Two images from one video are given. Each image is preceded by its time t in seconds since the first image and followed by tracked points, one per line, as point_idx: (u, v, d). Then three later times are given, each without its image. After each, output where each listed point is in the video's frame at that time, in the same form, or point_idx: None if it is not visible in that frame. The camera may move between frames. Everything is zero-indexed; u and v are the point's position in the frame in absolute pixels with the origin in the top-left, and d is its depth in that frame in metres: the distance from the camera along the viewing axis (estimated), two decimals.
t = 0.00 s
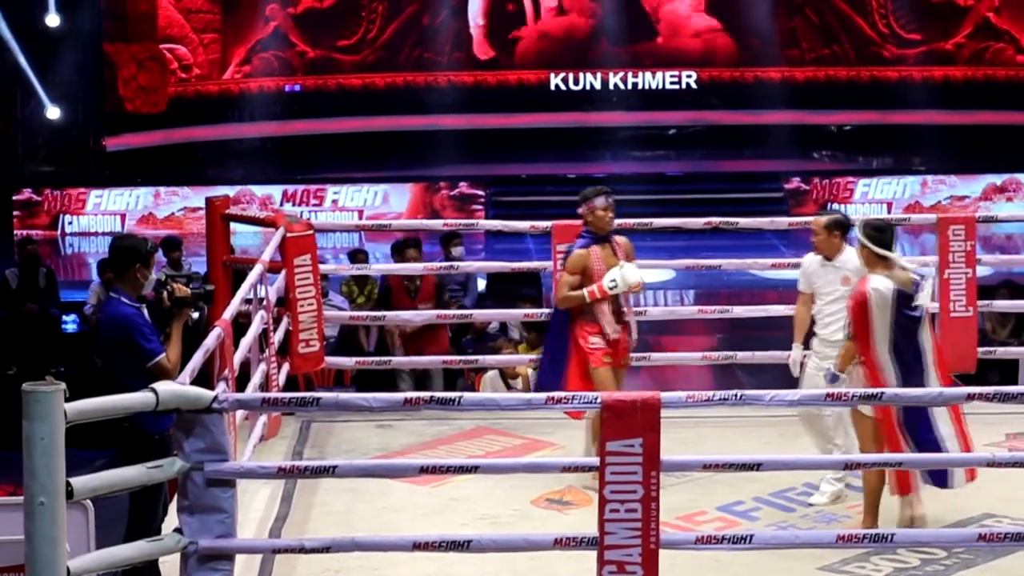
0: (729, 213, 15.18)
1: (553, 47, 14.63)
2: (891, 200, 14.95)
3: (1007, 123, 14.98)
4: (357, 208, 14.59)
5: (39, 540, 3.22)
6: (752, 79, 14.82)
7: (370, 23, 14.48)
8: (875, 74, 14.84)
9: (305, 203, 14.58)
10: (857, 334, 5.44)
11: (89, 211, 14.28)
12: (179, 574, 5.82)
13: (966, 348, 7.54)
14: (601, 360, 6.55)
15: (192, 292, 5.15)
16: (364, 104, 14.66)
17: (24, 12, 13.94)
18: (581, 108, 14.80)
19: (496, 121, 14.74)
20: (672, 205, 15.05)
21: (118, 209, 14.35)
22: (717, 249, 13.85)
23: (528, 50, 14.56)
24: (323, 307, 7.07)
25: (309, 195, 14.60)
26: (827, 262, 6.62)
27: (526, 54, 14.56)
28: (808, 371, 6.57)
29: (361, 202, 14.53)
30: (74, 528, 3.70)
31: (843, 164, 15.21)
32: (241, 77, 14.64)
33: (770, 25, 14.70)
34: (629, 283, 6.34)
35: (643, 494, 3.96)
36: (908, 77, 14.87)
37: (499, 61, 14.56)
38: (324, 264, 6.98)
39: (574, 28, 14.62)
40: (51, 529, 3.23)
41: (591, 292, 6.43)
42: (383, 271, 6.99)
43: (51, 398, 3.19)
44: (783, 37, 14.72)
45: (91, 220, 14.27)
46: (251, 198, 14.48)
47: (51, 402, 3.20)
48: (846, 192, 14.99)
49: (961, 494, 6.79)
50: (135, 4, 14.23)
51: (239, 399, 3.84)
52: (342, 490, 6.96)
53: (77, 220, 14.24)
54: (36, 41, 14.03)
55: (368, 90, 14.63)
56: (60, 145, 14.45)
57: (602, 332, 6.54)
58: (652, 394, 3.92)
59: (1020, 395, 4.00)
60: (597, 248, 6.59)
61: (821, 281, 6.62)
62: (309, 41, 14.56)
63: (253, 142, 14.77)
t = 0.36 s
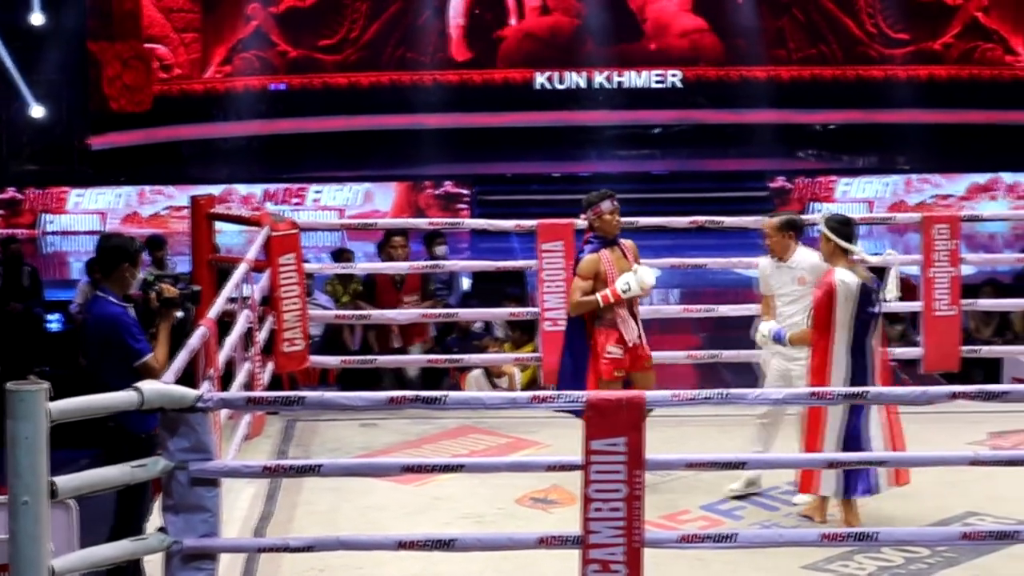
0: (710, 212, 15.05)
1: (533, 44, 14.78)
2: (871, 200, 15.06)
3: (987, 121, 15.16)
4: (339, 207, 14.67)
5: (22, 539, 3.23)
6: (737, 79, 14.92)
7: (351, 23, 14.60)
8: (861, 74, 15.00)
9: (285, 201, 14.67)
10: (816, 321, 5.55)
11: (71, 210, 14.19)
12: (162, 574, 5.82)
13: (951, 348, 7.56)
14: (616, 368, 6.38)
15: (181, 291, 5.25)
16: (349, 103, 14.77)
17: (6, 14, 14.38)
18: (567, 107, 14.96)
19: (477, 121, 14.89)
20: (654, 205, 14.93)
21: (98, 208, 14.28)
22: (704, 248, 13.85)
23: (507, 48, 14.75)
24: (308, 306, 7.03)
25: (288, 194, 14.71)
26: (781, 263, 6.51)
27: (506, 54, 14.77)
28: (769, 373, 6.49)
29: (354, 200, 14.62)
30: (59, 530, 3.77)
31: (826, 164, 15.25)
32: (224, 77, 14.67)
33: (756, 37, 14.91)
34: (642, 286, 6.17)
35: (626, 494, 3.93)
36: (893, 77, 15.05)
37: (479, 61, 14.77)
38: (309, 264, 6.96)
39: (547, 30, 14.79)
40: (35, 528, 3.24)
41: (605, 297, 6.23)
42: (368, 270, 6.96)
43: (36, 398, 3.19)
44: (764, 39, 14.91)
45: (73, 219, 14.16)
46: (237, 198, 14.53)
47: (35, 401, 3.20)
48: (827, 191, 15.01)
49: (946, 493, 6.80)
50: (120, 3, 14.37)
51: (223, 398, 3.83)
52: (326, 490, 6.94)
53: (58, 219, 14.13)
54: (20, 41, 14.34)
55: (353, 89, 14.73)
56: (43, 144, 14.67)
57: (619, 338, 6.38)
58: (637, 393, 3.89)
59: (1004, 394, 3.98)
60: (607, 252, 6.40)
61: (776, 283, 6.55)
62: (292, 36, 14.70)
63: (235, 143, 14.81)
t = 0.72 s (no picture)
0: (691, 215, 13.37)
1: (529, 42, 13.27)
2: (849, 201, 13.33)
3: (972, 123, 13.53)
4: (313, 209, 13.01)
5: (5, 540, 3.17)
6: (719, 79, 13.39)
7: (331, 24, 13.08)
8: (844, 75, 13.44)
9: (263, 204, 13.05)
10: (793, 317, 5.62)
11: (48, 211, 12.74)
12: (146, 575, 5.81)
13: (932, 349, 7.57)
14: (613, 372, 6.59)
15: (163, 294, 5.34)
16: (332, 104, 13.20)
17: None
18: (548, 109, 13.31)
19: (466, 123, 13.27)
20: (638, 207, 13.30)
21: (76, 210, 12.79)
22: (692, 248, 13.82)
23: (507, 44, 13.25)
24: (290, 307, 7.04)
25: (267, 196, 13.06)
26: (728, 265, 6.60)
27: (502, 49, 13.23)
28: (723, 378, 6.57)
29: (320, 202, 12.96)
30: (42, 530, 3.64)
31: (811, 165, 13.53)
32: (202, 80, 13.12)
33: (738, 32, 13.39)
34: (649, 279, 6.47)
35: (610, 494, 3.97)
36: (875, 77, 13.46)
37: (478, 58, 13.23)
38: (292, 265, 6.96)
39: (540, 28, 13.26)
40: (18, 530, 3.19)
41: (613, 294, 6.45)
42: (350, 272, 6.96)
43: (18, 400, 3.18)
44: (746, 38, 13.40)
45: (52, 220, 12.73)
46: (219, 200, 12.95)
47: (17, 403, 3.18)
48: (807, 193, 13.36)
49: (929, 492, 6.83)
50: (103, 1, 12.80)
51: (206, 399, 3.86)
52: (309, 491, 6.94)
53: (36, 220, 12.71)
54: None
55: (335, 90, 13.17)
56: (23, 146, 12.34)
57: (615, 343, 6.59)
58: (620, 394, 3.96)
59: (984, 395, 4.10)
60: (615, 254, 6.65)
61: (725, 284, 6.62)
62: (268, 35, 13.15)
63: (214, 145, 13.16)
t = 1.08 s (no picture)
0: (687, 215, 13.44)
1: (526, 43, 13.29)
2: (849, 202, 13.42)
3: (967, 124, 13.66)
4: (315, 210, 13.13)
5: None
6: (714, 79, 13.40)
7: (324, 27, 13.14)
8: (838, 75, 13.50)
9: (263, 204, 13.17)
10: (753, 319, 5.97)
11: (48, 212, 12.87)
12: None
13: (930, 350, 7.57)
14: (633, 372, 6.64)
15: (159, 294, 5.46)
16: (327, 105, 13.29)
17: None
18: (544, 110, 13.38)
19: (460, 124, 13.36)
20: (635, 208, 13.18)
21: (75, 211, 12.93)
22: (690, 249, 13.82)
23: (505, 45, 13.27)
24: (285, 308, 7.03)
25: (266, 198, 13.18)
26: (709, 268, 6.67)
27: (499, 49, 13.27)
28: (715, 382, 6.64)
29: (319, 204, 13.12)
30: (38, 532, 3.69)
31: (806, 165, 13.68)
32: (198, 81, 13.21)
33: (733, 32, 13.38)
34: (667, 280, 6.45)
35: (607, 496, 3.97)
36: (871, 77, 13.53)
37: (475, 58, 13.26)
38: (288, 265, 6.97)
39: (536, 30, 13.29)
40: (12, 533, 3.19)
41: (630, 296, 6.52)
42: (345, 272, 6.96)
43: (14, 401, 3.19)
44: (745, 35, 13.39)
45: (51, 221, 12.85)
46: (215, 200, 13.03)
47: (14, 404, 3.19)
48: (805, 194, 13.38)
49: (926, 493, 6.81)
50: (98, 3, 12.91)
51: (201, 400, 3.83)
52: (305, 493, 6.93)
53: (36, 221, 12.82)
54: None
55: (330, 90, 13.26)
56: (21, 146, 12.67)
57: (634, 344, 6.65)
58: (616, 394, 3.95)
59: (980, 396, 4.19)
60: (638, 257, 6.69)
61: (709, 287, 6.68)
62: (269, 37, 13.19)
63: (213, 146, 13.30)
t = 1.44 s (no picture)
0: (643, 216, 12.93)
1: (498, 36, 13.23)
2: (816, 198, 13.07)
3: (933, 120, 13.46)
4: (283, 208, 12.85)
5: None
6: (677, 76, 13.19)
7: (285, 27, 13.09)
8: (799, 72, 13.44)
9: (229, 202, 12.82)
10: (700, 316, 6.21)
11: (14, 211, 12.56)
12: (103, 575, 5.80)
13: (890, 347, 7.59)
14: (596, 374, 6.53)
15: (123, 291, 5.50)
16: (289, 104, 13.16)
17: None
18: (512, 107, 13.19)
19: (427, 121, 13.05)
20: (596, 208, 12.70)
21: (41, 210, 12.59)
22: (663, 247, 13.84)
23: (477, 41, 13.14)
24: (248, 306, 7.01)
25: (234, 195, 12.83)
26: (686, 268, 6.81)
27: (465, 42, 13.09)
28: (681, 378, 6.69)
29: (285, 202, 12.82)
30: None
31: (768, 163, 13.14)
32: (164, 78, 13.23)
33: (689, 31, 13.21)
34: (635, 279, 6.51)
35: (571, 492, 4.12)
36: (831, 76, 13.45)
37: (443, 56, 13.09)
38: (251, 264, 6.94)
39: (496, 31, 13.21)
40: None
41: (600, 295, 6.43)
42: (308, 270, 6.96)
43: None
44: (710, 39, 13.26)
45: (17, 220, 12.54)
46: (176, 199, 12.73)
47: None
48: (770, 190, 13.07)
49: (888, 489, 6.83)
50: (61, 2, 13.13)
51: (163, 399, 3.94)
52: (268, 491, 6.93)
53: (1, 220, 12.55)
54: None
55: (293, 88, 13.16)
56: None
57: (602, 345, 6.54)
58: (581, 391, 4.10)
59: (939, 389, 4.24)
60: (599, 256, 6.61)
61: (686, 286, 6.78)
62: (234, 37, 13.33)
63: (178, 144, 13.03)
